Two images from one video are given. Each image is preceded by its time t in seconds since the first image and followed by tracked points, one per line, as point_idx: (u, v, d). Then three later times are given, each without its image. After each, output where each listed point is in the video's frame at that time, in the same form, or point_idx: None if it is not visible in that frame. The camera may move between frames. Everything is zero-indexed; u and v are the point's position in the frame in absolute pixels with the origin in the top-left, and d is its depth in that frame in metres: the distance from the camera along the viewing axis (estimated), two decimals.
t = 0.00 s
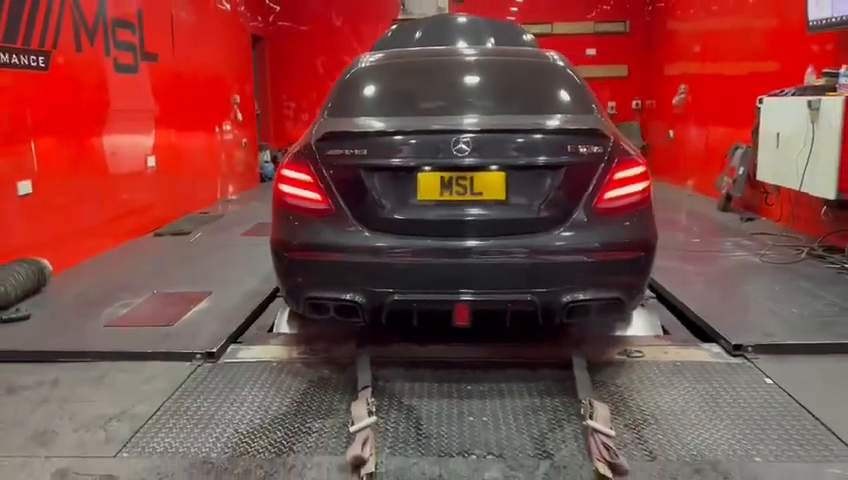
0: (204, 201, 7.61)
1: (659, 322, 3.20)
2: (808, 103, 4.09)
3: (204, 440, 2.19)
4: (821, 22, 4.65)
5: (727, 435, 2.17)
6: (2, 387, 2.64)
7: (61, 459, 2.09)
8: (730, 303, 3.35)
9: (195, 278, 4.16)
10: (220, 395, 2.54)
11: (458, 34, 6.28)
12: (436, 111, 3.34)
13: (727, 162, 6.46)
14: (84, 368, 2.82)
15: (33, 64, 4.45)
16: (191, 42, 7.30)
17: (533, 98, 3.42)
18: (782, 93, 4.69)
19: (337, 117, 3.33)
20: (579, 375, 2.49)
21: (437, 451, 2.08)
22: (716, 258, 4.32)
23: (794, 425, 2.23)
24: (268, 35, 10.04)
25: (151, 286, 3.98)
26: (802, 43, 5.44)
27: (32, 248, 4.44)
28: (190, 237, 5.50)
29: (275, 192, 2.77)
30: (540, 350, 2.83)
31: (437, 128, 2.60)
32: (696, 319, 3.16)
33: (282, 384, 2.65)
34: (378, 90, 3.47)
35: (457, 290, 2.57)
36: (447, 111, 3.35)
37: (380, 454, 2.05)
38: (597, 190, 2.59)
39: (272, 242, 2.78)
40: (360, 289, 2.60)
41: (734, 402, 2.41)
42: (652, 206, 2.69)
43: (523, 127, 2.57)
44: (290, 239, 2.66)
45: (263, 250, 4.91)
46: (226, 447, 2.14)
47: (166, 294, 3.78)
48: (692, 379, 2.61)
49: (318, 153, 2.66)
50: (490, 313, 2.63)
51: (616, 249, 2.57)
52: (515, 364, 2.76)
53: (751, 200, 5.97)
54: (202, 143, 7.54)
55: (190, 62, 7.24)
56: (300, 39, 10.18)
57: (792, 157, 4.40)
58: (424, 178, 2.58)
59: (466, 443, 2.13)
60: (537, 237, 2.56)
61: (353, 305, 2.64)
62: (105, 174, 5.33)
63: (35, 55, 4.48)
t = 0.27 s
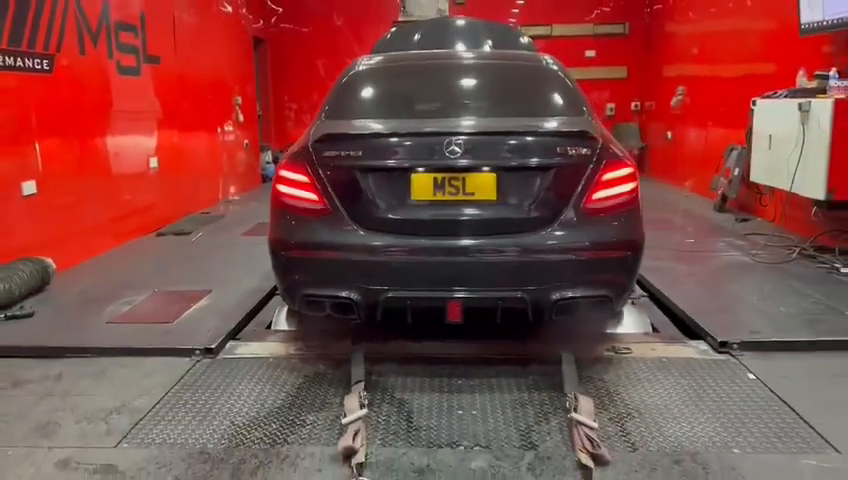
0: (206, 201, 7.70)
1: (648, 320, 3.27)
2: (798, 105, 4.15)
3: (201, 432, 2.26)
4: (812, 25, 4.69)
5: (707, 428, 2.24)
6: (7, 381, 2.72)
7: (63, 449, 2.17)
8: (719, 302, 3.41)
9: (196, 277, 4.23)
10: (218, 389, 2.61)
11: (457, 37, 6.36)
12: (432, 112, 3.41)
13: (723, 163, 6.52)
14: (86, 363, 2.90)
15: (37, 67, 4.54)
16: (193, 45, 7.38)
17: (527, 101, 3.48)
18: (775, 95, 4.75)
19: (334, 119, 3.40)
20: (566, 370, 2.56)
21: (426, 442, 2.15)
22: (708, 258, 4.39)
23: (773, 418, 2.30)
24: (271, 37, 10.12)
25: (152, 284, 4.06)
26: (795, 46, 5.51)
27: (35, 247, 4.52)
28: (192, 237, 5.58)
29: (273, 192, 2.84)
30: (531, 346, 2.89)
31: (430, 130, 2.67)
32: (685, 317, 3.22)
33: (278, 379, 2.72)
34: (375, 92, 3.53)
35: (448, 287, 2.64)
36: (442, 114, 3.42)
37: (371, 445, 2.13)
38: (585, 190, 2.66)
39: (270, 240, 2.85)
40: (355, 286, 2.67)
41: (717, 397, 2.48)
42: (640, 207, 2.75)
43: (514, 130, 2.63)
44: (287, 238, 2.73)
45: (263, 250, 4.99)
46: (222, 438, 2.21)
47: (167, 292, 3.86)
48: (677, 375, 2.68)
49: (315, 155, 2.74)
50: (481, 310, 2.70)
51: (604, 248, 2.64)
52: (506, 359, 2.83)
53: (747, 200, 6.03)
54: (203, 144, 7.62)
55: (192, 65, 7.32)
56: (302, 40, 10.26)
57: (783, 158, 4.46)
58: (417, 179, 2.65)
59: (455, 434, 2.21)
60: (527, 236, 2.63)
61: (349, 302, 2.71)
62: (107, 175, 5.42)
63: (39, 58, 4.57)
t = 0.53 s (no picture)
0: (209, 201, 7.81)
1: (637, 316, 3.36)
2: (786, 106, 4.26)
3: (203, 420, 2.36)
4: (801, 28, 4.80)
5: (688, 417, 2.33)
6: (16, 373, 2.82)
7: (71, 436, 2.27)
8: (708, 298, 3.50)
9: (198, 274, 4.34)
10: (219, 380, 2.71)
11: (454, 39, 6.47)
12: (429, 113, 3.51)
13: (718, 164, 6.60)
14: (92, 357, 3.00)
15: (44, 70, 4.65)
16: (196, 47, 7.49)
17: (521, 102, 3.57)
18: (766, 96, 4.84)
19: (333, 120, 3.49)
20: (554, 362, 2.65)
21: (418, 430, 2.25)
22: (700, 256, 4.48)
23: (751, 408, 2.39)
24: (273, 39, 10.23)
25: (156, 282, 4.16)
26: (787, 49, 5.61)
27: (41, 245, 4.63)
28: (194, 236, 5.69)
29: (273, 191, 2.94)
30: (522, 340, 2.99)
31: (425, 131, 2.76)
32: (673, 313, 3.32)
33: (277, 371, 2.82)
34: (374, 94, 3.63)
35: (441, 282, 2.74)
36: (438, 115, 3.51)
37: (365, 432, 2.22)
38: (573, 189, 2.76)
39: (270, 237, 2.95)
40: (352, 281, 2.77)
41: (699, 388, 2.58)
42: (627, 205, 2.85)
43: (507, 131, 2.72)
44: (286, 235, 2.83)
45: (264, 248, 5.10)
46: (223, 426, 2.31)
47: (170, 289, 3.96)
48: (662, 367, 2.78)
49: (313, 155, 2.83)
50: (474, 305, 2.80)
51: (593, 245, 2.73)
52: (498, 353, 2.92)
53: (740, 200, 6.12)
54: (206, 145, 7.73)
55: (195, 67, 7.43)
56: (303, 42, 10.36)
57: (773, 158, 4.57)
58: (411, 178, 2.75)
59: (446, 422, 2.30)
60: (518, 233, 2.72)
61: (346, 297, 2.81)
62: (112, 175, 5.53)
63: (46, 61, 4.67)
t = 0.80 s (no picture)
0: (212, 201, 7.89)
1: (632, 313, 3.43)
2: (780, 107, 4.34)
3: (208, 412, 2.44)
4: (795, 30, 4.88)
5: (679, 410, 2.40)
6: (25, 367, 2.90)
7: (81, 427, 2.34)
8: (702, 296, 3.57)
9: (202, 273, 4.41)
10: (223, 374, 2.79)
11: (454, 41, 6.54)
12: (429, 114, 3.59)
13: (716, 164, 6.67)
14: (99, 352, 3.08)
15: (51, 72, 4.73)
16: (199, 49, 7.57)
17: (519, 103, 3.64)
18: (761, 98, 4.92)
19: (334, 121, 3.57)
20: (550, 357, 2.72)
21: (416, 421, 2.32)
22: (695, 255, 4.55)
23: (740, 401, 2.46)
24: (274, 41, 10.31)
25: (160, 280, 4.24)
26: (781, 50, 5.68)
27: (47, 244, 4.71)
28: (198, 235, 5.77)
29: (276, 191, 3.01)
30: (518, 336, 3.06)
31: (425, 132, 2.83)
32: (667, 310, 3.39)
33: (279, 366, 2.89)
34: (374, 96, 3.71)
35: (439, 279, 2.81)
36: (436, 116, 3.58)
37: (365, 423, 2.30)
38: (568, 188, 2.83)
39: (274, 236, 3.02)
40: (353, 278, 2.85)
41: (691, 382, 2.65)
42: (620, 204, 2.91)
43: (504, 132, 2.79)
44: (289, 233, 2.90)
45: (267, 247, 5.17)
46: (227, 418, 2.39)
47: (174, 287, 4.04)
48: (655, 362, 2.85)
49: (316, 155, 2.91)
50: (471, 301, 2.87)
51: (588, 243, 2.80)
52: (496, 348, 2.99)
53: (738, 200, 6.18)
54: (209, 146, 7.81)
55: (198, 68, 7.51)
56: (305, 43, 10.44)
57: (768, 159, 4.64)
58: (410, 178, 2.82)
59: (444, 414, 2.38)
60: (515, 231, 2.79)
61: (347, 293, 2.88)
62: (116, 176, 5.61)
63: (52, 63, 4.76)
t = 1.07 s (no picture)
0: (215, 201, 7.98)
1: (627, 308, 3.52)
2: (773, 107, 4.43)
3: (215, 402, 2.52)
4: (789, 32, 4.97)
5: (669, 400, 2.49)
6: (37, 360, 2.99)
7: (93, 416, 2.43)
8: (695, 292, 3.66)
9: (207, 270, 4.51)
10: (229, 367, 2.88)
11: (454, 43, 6.63)
12: (429, 115, 3.68)
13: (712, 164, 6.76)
14: (108, 346, 3.17)
15: (58, 74, 4.83)
16: (203, 50, 7.67)
17: (516, 104, 3.72)
18: (756, 98, 5.01)
19: (336, 121, 3.66)
20: (545, 350, 2.81)
21: (416, 410, 2.41)
22: (690, 252, 4.63)
23: (729, 391, 2.55)
24: (276, 42, 10.41)
25: (166, 278, 4.33)
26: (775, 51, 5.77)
27: (55, 242, 4.80)
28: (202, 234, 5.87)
29: (280, 189, 3.10)
30: (515, 330, 3.15)
31: (425, 132, 2.92)
32: (661, 305, 3.47)
33: (283, 359, 2.98)
34: (375, 96, 3.80)
35: (438, 274, 2.90)
36: (435, 117, 3.67)
37: (367, 412, 2.39)
38: (563, 186, 2.91)
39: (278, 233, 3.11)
40: (355, 274, 2.93)
41: (681, 373, 2.74)
42: (614, 202, 3.00)
43: (502, 132, 2.88)
44: (292, 230, 2.99)
45: (270, 246, 5.27)
46: (233, 407, 2.48)
47: (179, 284, 4.13)
48: (648, 355, 2.93)
49: (319, 155, 3.00)
50: (469, 296, 2.96)
51: (583, 240, 2.89)
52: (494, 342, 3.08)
53: (733, 199, 6.27)
54: (212, 146, 7.91)
55: (201, 69, 7.61)
56: (307, 44, 10.53)
57: (762, 158, 4.72)
58: (410, 176, 2.91)
59: (442, 404, 2.47)
60: (511, 228, 2.88)
61: (349, 288, 2.97)
62: (121, 175, 5.71)
63: (60, 65, 4.85)
